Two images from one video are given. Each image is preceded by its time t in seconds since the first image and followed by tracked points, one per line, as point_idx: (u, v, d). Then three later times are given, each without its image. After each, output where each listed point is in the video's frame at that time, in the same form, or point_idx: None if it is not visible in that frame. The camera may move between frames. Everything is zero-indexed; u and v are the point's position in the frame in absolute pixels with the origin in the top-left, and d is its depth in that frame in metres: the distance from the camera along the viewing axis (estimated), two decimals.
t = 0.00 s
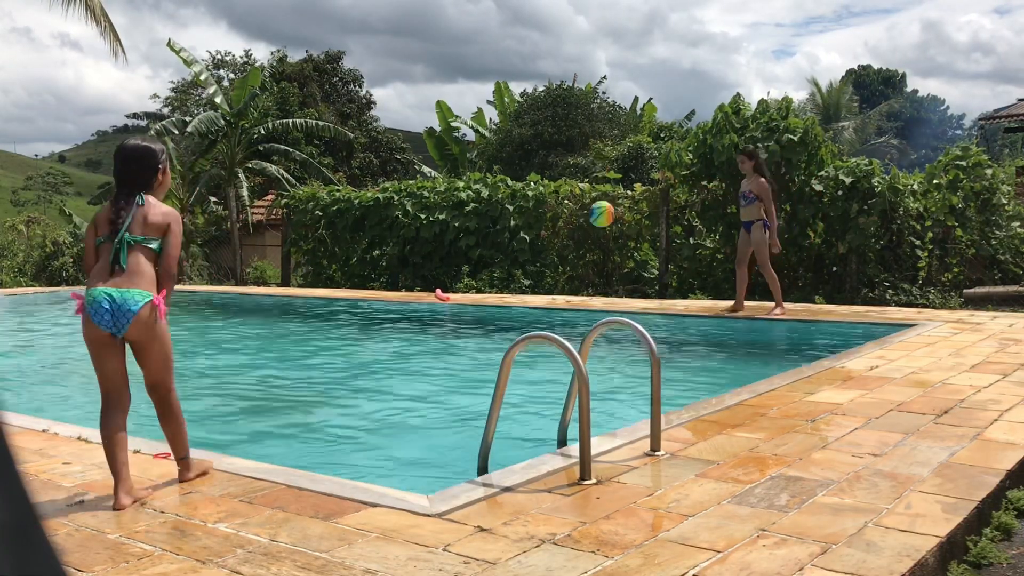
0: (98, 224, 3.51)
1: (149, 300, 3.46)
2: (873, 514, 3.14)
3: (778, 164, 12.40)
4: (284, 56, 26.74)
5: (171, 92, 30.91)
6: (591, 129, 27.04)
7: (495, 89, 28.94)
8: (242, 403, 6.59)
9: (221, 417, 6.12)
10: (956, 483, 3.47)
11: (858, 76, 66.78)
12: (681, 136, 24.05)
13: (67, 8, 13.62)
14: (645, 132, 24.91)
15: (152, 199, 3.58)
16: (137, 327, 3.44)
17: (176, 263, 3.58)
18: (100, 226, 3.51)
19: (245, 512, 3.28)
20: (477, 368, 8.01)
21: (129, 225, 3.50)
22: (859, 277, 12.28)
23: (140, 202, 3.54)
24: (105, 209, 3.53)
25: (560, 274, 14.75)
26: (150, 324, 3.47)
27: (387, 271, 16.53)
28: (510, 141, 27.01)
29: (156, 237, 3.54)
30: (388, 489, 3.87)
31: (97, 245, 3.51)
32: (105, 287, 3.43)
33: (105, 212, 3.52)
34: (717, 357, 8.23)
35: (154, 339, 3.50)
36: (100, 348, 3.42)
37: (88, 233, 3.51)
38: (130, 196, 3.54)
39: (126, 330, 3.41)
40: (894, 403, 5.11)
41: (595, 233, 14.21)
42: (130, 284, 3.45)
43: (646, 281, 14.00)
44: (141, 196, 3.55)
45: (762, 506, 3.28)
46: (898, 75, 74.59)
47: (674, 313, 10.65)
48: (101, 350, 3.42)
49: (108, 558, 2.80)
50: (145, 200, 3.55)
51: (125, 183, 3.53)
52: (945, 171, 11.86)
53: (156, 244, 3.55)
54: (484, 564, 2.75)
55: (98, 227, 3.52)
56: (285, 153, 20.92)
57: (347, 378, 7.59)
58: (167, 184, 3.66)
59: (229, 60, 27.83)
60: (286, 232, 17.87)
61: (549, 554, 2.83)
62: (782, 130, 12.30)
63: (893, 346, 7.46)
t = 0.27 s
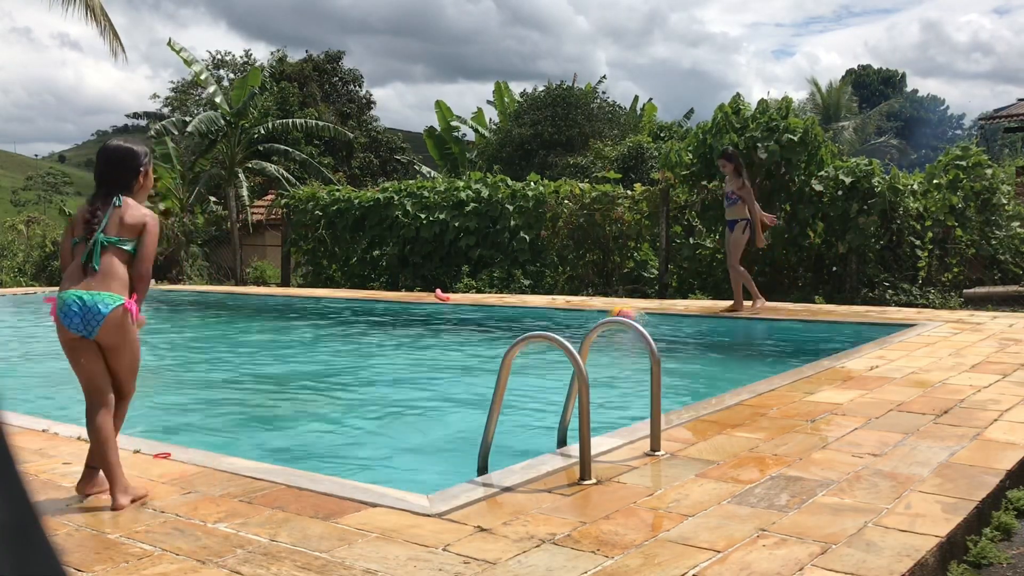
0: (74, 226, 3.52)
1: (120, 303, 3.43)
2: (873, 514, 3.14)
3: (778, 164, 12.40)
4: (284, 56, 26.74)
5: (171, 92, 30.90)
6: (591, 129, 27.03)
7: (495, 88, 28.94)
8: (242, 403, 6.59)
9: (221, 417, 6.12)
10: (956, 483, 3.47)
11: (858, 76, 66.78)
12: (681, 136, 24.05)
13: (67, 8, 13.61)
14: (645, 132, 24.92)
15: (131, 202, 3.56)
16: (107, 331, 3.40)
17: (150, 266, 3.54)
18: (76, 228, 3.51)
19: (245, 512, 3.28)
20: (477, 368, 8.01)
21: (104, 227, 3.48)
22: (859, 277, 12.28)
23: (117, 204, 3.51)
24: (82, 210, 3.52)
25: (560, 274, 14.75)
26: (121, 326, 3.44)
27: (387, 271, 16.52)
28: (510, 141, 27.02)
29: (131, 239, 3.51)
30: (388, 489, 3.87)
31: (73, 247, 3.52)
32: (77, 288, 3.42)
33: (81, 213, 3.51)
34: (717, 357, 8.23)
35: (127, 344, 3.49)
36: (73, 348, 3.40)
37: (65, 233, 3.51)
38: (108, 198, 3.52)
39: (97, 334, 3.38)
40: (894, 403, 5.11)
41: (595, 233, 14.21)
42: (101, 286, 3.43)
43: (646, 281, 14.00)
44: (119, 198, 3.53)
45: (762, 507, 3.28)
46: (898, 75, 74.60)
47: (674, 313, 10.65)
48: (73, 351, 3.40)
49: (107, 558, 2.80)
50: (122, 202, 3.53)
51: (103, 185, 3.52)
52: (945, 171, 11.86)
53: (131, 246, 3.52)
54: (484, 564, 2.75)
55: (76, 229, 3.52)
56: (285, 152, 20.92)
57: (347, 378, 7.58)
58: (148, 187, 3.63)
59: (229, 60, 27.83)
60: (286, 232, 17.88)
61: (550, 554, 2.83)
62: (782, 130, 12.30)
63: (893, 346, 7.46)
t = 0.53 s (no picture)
0: (61, 214, 3.54)
1: (102, 292, 3.47)
2: (874, 514, 3.14)
3: (778, 164, 12.41)
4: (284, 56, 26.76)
5: (171, 92, 30.89)
6: (591, 129, 27.02)
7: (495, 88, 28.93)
8: (243, 403, 6.59)
9: (221, 417, 6.12)
10: (956, 483, 3.47)
11: (858, 76, 66.80)
12: (681, 136, 24.07)
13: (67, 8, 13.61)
14: (645, 132, 24.92)
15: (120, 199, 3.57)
16: (88, 319, 3.44)
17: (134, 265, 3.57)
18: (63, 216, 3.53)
19: (246, 512, 3.28)
20: (477, 368, 8.01)
21: (90, 222, 3.50)
22: (859, 277, 12.28)
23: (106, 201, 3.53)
24: (69, 200, 3.54)
25: (560, 274, 14.75)
26: (102, 314, 3.48)
27: (387, 271, 16.52)
28: (510, 141, 27.03)
29: (115, 236, 3.52)
30: (388, 489, 3.87)
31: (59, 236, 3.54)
32: (57, 279, 3.44)
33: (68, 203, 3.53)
34: (717, 357, 8.23)
35: (106, 332, 3.50)
36: (46, 339, 3.42)
37: (47, 221, 3.54)
38: (96, 192, 3.53)
39: (77, 322, 3.42)
40: (894, 403, 5.11)
41: (595, 233, 14.21)
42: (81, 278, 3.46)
43: (646, 281, 13.99)
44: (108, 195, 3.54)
45: (761, 507, 3.28)
46: (898, 75, 74.61)
47: (674, 313, 10.65)
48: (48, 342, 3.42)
49: (108, 558, 2.81)
50: (111, 199, 3.54)
51: (94, 180, 3.52)
52: (945, 171, 11.86)
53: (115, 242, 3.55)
54: (484, 564, 2.75)
55: (62, 216, 3.54)
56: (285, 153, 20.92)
57: (347, 378, 7.58)
58: (137, 183, 3.63)
59: (229, 60, 27.84)
60: (286, 233, 17.89)
61: (550, 554, 2.83)
62: (782, 130, 12.33)
63: (892, 347, 7.46)
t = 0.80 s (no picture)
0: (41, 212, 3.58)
1: (77, 291, 3.49)
2: (874, 514, 3.14)
3: (778, 164, 12.42)
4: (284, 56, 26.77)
5: (171, 92, 30.89)
6: (591, 129, 27.02)
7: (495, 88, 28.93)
8: (243, 403, 6.59)
9: (221, 417, 6.12)
10: (956, 483, 3.47)
11: (858, 76, 66.80)
12: (681, 136, 24.08)
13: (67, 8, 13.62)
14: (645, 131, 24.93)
15: (95, 192, 3.57)
16: (63, 319, 3.46)
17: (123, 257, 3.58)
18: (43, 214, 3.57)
19: (246, 512, 3.28)
20: (477, 368, 8.02)
21: (67, 219, 3.55)
22: (859, 277, 12.28)
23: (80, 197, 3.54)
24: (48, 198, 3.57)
25: (560, 274, 14.76)
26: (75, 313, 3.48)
27: (387, 271, 16.52)
28: (510, 141, 27.04)
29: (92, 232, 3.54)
30: (388, 489, 3.86)
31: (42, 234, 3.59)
32: (36, 281, 3.50)
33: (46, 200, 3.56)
34: (717, 356, 8.23)
35: (81, 329, 3.50)
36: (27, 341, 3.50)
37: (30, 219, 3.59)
38: (71, 189, 3.54)
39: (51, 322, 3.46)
40: (894, 403, 5.11)
41: (595, 233, 14.21)
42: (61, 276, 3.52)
43: (646, 281, 13.98)
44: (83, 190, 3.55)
45: (762, 507, 3.28)
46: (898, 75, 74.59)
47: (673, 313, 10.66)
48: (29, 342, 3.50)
49: (108, 558, 2.80)
50: (85, 194, 3.55)
51: (67, 177, 3.53)
52: (945, 171, 11.86)
53: (95, 236, 3.58)
54: (484, 564, 2.75)
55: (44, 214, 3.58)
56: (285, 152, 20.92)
57: (347, 378, 7.58)
58: (113, 175, 3.62)
59: (229, 60, 27.84)
60: (286, 233, 17.89)
61: (550, 554, 2.83)
62: (782, 130, 12.35)
63: (893, 347, 7.46)
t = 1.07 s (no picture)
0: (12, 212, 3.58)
1: (38, 295, 3.48)
2: (874, 514, 3.14)
3: (778, 164, 12.42)
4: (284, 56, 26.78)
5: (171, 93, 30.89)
6: (591, 129, 27.01)
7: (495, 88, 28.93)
8: (242, 403, 6.59)
9: (220, 417, 6.11)
10: (956, 483, 3.47)
11: (858, 76, 66.82)
12: (681, 136, 24.08)
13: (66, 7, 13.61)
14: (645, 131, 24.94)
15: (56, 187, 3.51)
16: (27, 321, 3.47)
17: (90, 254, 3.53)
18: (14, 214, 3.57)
19: (245, 512, 3.28)
20: (477, 368, 8.01)
21: (28, 219, 3.51)
22: (859, 277, 12.27)
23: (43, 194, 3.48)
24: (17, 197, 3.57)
25: (560, 274, 14.76)
26: (37, 315, 3.47)
27: (387, 271, 16.52)
28: (510, 141, 27.04)
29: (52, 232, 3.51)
30: (388, 489, 3.86)
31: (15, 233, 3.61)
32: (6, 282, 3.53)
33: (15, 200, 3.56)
34: (717, 357, 8.23)
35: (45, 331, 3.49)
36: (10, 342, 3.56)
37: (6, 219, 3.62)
38: (35, 189, 3.52)
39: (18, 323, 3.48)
40: (894, 403, 5.11)
41: (595, 233, 14.21)
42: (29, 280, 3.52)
43: (646, 281, 13.98)
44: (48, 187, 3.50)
45: (762, 507, 3.28)
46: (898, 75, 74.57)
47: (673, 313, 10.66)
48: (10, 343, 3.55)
49: (107, 558, 2.80)
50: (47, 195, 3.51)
51: (31, 176, 3.51)
52: (945, 171, 11.86)
53: (58, 235, 3.53)
54: (484, 564, 2.75)
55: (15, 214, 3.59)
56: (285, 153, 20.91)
57: (347, 378, 7.58)
58: (77, 174, 3.56)
59: (228, 59, 27.83)
60: (286, 233, 17.89)
61: (550, 554, 2.83)
62: (782, 130, 12.37)
63: (892, 347, 7.46)
